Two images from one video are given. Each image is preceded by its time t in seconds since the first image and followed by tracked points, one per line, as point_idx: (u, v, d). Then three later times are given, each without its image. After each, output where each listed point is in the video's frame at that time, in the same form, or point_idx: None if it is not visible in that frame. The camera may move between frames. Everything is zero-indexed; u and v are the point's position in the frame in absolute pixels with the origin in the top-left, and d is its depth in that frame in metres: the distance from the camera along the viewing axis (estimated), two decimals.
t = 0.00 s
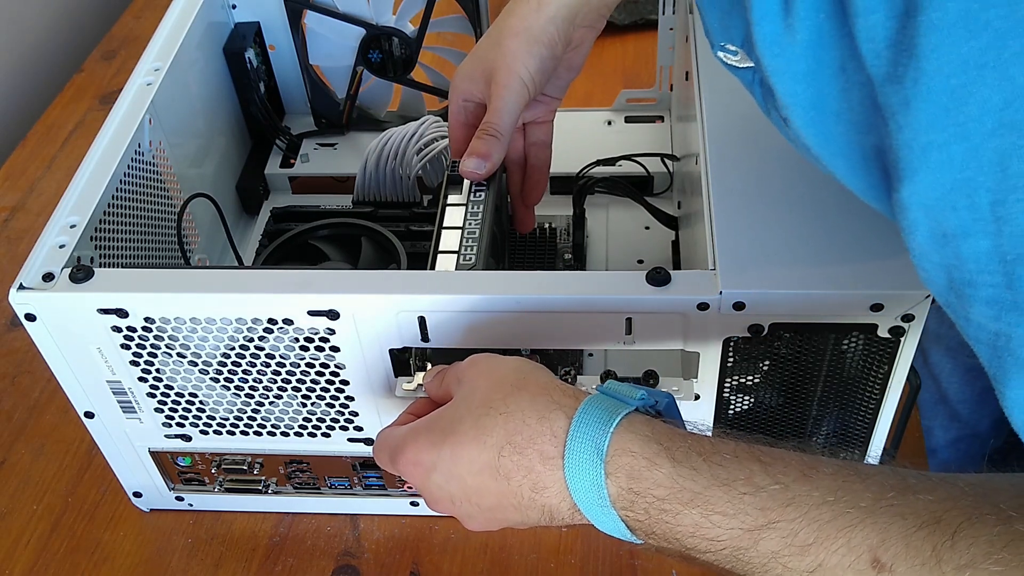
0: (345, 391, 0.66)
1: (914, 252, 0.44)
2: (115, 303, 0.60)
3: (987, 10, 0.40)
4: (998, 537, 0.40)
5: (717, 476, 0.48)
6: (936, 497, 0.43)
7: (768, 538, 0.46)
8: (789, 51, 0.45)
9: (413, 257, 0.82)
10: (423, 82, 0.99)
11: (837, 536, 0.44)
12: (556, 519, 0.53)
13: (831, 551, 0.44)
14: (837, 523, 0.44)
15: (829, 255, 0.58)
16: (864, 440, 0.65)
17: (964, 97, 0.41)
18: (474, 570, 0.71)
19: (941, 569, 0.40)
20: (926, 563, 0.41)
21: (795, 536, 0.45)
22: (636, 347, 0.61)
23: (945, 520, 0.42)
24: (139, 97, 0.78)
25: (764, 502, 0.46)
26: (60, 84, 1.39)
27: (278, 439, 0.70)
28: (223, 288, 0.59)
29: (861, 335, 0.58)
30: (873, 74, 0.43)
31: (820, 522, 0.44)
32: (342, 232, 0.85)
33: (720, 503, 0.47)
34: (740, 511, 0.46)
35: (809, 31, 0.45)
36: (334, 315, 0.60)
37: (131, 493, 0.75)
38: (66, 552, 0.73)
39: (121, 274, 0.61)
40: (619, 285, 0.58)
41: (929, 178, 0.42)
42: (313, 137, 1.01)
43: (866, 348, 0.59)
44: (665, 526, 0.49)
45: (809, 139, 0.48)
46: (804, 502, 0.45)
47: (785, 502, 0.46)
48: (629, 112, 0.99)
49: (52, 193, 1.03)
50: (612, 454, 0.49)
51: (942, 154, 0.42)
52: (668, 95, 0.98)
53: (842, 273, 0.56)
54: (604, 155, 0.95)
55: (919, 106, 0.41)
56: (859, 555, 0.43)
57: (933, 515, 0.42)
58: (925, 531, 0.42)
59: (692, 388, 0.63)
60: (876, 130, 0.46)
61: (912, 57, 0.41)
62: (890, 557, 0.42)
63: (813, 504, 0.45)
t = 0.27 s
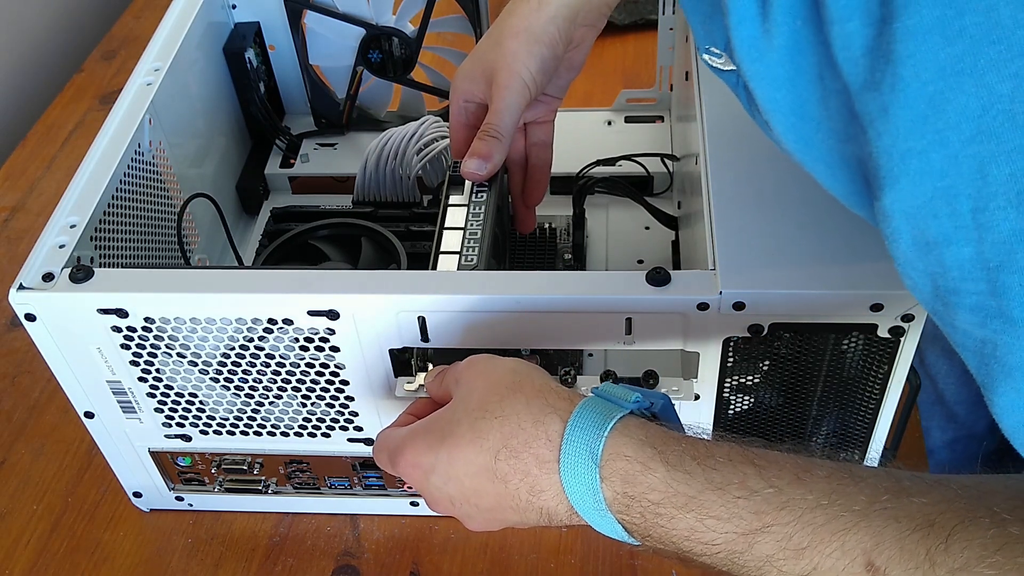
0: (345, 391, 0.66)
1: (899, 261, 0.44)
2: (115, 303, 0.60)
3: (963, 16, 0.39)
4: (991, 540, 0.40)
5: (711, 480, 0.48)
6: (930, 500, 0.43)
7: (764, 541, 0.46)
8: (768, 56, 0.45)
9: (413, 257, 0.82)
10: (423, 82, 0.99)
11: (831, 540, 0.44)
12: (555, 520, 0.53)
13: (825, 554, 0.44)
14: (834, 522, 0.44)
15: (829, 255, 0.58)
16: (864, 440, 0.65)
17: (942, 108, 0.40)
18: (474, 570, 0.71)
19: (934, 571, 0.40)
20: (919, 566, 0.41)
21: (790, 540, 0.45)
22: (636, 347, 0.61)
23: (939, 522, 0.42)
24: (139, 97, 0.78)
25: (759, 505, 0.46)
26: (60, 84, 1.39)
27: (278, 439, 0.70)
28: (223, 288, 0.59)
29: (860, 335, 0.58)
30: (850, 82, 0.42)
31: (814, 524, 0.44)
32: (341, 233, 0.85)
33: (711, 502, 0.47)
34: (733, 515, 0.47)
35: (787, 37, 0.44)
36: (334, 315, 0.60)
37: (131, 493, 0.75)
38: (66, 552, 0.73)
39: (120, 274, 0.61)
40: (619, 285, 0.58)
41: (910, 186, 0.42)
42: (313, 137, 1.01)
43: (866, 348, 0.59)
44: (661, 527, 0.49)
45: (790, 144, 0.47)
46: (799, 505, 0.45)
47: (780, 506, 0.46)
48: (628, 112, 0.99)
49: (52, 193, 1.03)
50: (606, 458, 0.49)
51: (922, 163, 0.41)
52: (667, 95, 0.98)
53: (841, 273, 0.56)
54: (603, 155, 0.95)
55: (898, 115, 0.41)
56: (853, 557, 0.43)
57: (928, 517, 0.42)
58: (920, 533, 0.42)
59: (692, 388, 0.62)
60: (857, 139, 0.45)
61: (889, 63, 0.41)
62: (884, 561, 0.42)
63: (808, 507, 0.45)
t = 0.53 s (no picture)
0: (345, 391, 0.66)
1: (882, 273, 0.41)
2: (115, 303, 0.60)
3: (935, 27, 0.37)
4: (986, 547, 0.40)
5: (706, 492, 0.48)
6: (925, 507, 0.43)
7: (760, 552, 0.45)
8: (744, 67, 0.43)
9: (413, 256, 0.82)
10: (423, 82, 0.99)
11: (828, 550, 0.43)
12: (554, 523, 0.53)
13: (822, 565, 0.43)
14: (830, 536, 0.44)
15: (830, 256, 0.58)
16: (864, 440, 0.65)
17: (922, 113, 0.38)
18: (474, 570, 0.71)
19: None
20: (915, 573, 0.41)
21: (786, 550, 0.45)
22: (636, 347, 0.61)
23: (935, 530, 0.42)
24: (139, 97, 0.78)
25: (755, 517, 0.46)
26: (60, 83, 1.39)
27: (278, 439, 0.70)
28: (223, 288, 0.59)
29: (861, 335, 0.58)
30: (827, 96, 0.40)
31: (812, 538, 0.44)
32: (342, 232, 0.85)
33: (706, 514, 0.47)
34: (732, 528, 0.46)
35: (763, 50, 0.42)
36: (334, 315, 0.60)
37: (131, 493, 0.75)
38: (66, 552, 0.73)
39: (121, 274, 0.61)
40: (620, 285, 0.58)
41: (892, 196, 0.39)
42: (313, 137, 1.01)
43: (867, 348, 0.59)
44: (660, 530, 0.49)
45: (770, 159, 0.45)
46: (792, 516, 0.45)
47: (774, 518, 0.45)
48: (628, 112, 0.99)
49: (52, 193, 1.03)
50: (599, 472, 0.49)
51: (903, 171, 0.39)
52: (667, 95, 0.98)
53: (842, 273, 0.56)
54: (604, 155, 0.95)
55: (875, 123, 0.39)
56: (849, 567, 0.43)
57: (923, 526, 0.42)
58: (915, 543, 0.42)
59: (692, 388, 0.62)
60: (834, 153, 0.42)
61: (865, 75, 0.39)
62: (880, 567, 0.42)
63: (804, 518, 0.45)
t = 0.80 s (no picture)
0: (345, 391, 0.66)
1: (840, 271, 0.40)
2: (115, 303, 0.60)
3: (863, 21, 0.37)
4: (980, 541, 0.39)
5: (703, 482, 0.48)
6: (921, 501, 0.43)
7: (756, 542, 0.45)
8: (694, 70, 0.43)
9: (413, 256, 0.82)
10: (423, 82, 0.99)
11: (822, 541, 0.43)
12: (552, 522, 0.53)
13: (818, 556, 0.43)
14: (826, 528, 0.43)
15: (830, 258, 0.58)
16: (864, 440, 0.65)
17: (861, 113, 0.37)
18: (474, 570, 0.71)
19: (924, 572, 0.40)
20: (910, 566, 0.41)
21: (780, 541, 0.44)
22: (636, 347, 0.61)
23: (929, 522, 0.41)
24: (139, 97, 0.78)
25: (751, 506, 0.46)
26: (60, 83, 1.40)
27: (278, 439, 0.70)
28: (223, 288, 0.59)
29: (861, 335, 0.58)
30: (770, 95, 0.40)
31: (803, 526, 0.44)
32: (342, 232, 0.85)
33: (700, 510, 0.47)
34: (727, 518, 0.46)
35: (712, 51, 0.42)
36: (334, 315, 0.60)
37: (131, 493, 0.75)
38: (66, 552, 0.73)
39: (120, 274, 0.61)
40: (620, 285, 0.58)
41: (838, 192, 0.38)
42: (313, 137, 1.01)
43: (867, 348, 0.59)
44: (657, 529, 0.49)
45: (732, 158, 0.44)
46: (790, 505, 0.45)
47: (770, 508, 0.45)
48: (628, 112, 0.99)
49: (52, 193, 1.03)
50: (598, 463, 0.50)
51: (844, 170, 0.38)
52: (667, 95, 0.98)
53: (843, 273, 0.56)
54: (604, 155, 0.95)
55: (816, 125, 0.38)
56: (844, 558, 0.42)
57: (918, 519, 0.42)
58: (909, 534, 0.41)
59: (692, 388, 0.62)
60: (782, 158, 0.42)
61: (803, 73, 0.39)
62: (875, 561, 0.42)
63: (798, 509, 0.45)
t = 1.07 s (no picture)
0: (345, 391, 0.66)
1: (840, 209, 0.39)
2: (115, 303, 0.60)
3: None
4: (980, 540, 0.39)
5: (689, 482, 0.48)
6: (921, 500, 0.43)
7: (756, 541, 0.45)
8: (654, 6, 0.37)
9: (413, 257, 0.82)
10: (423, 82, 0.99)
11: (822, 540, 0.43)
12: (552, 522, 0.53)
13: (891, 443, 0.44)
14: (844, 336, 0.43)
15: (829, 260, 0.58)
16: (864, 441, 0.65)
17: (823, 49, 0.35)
18: (474, 570, 0.71)
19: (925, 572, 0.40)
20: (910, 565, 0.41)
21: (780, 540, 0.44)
22: (636, 347, 0.61)
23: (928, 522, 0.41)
24: (139, 97, 0.78)
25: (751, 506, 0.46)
26: (60, 84, 1.40)
27: (278, 439, 0.70)
28: (223, 288, 0.59)
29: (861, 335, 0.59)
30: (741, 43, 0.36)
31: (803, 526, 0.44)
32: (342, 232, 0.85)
33: (727, 306, 0.47)
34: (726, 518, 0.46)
35: None
36: (334, 315, 0.60)
37: (131, 493, 0.75)
38: (66, 552, 0.73)
39: (120, 274, 0.61)
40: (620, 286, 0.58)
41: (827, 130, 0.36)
42: (313, 136, 1.01)
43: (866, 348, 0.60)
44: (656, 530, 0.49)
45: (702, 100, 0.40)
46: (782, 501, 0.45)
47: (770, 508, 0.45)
48: (628, 112, 0.99)
49: (52, 193, 1.03)
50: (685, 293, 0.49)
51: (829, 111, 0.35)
52: (667, 95, 0.98)
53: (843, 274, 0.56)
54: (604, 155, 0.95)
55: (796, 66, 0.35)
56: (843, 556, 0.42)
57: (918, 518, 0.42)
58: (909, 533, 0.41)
59: (692, 388, 0.62)
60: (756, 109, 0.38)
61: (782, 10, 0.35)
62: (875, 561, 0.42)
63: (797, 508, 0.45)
